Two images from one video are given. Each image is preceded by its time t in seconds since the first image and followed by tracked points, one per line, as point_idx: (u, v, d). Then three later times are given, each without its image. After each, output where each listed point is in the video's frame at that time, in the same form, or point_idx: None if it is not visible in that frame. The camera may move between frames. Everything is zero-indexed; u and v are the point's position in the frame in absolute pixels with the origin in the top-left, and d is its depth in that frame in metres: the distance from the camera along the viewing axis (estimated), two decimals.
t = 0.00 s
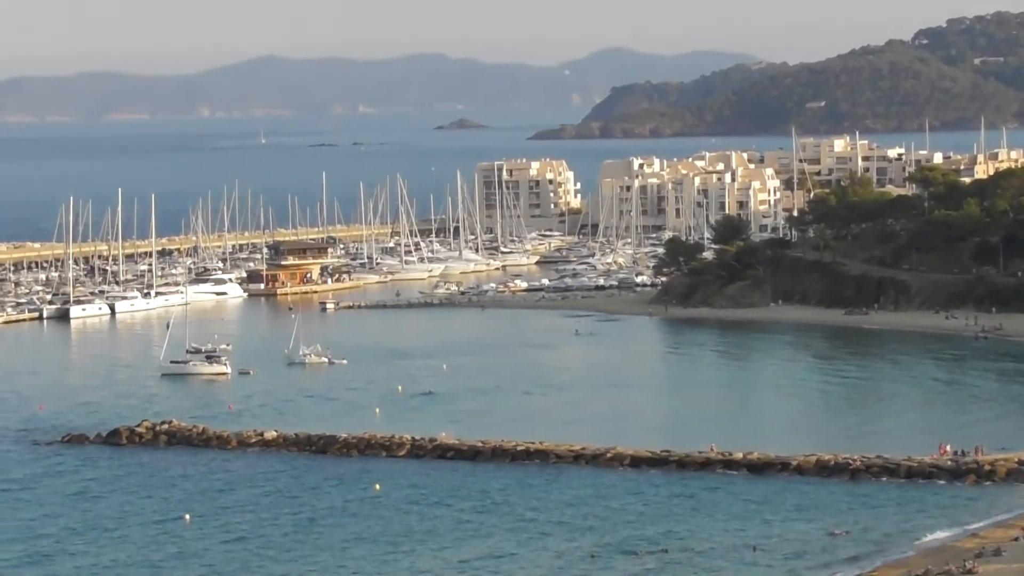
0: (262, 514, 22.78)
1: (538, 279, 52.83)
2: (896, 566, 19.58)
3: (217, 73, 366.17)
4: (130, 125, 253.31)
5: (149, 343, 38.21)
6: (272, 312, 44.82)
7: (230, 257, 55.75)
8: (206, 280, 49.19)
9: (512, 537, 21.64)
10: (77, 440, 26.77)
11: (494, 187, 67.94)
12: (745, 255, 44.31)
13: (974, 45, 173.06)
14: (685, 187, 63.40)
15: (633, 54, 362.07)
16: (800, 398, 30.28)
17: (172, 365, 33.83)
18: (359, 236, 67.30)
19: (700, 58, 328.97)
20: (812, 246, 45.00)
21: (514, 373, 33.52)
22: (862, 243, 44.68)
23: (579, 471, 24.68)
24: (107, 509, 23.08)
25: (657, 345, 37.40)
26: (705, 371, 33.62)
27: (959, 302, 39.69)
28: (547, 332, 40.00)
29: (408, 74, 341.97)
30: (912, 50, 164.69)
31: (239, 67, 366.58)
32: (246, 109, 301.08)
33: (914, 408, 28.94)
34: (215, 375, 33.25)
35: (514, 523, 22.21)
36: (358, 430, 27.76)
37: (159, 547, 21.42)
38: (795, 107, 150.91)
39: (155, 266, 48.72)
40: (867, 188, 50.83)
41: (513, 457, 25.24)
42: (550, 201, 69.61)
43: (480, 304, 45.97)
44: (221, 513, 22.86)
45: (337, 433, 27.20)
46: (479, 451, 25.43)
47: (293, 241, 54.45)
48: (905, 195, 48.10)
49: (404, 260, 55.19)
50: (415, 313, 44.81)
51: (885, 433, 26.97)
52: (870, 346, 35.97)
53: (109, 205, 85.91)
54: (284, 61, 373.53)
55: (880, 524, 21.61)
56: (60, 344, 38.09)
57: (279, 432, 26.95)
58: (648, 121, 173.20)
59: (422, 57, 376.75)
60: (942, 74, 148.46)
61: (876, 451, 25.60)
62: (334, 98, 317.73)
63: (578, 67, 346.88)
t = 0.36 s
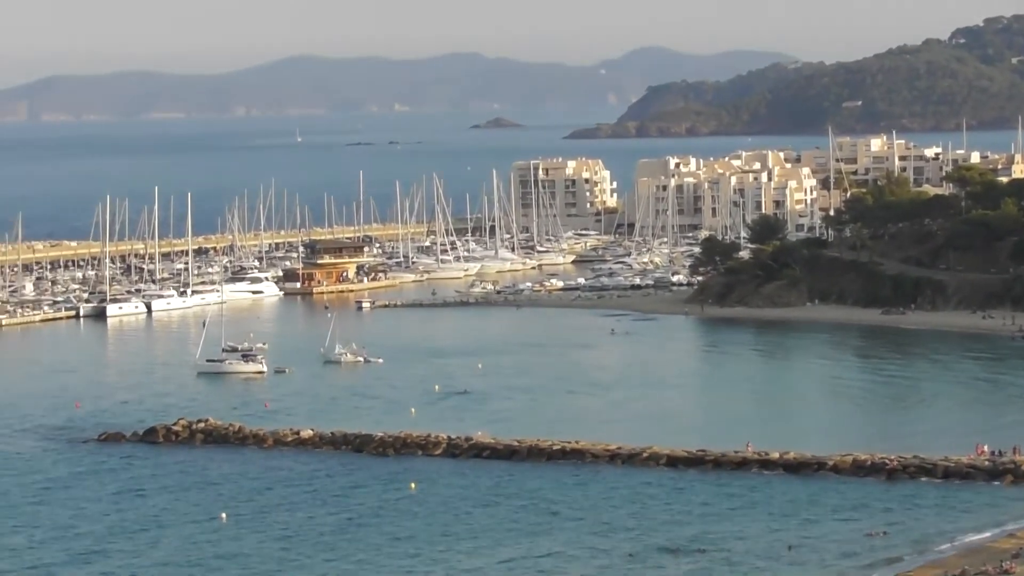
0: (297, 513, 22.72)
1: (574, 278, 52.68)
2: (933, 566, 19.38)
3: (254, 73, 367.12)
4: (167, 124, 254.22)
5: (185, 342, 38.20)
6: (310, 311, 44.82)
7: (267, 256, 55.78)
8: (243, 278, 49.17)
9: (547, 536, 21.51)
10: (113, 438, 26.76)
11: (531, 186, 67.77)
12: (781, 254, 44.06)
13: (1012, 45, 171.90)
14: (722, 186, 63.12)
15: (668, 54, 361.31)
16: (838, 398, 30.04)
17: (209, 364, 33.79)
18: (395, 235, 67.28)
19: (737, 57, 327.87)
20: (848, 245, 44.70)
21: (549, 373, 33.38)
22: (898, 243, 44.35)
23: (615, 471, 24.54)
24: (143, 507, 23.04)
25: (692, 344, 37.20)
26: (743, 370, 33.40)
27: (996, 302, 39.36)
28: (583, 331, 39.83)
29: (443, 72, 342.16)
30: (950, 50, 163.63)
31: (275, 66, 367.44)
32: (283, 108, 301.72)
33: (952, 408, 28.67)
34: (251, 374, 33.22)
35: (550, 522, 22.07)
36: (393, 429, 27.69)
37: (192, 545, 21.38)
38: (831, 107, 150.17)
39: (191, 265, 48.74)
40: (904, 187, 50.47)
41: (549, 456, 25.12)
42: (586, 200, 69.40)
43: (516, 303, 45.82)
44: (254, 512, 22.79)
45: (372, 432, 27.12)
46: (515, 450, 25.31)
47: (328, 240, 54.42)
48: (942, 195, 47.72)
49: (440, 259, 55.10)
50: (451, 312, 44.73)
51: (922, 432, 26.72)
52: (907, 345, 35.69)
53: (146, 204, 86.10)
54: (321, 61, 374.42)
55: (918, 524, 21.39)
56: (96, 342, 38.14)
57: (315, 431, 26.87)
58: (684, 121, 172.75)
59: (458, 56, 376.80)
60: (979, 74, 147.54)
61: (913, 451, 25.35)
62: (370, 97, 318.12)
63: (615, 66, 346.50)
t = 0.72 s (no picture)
0: (333, 512, 22.65)
1: (612, 278, 52.50)
2: (972, 567, 19.20)
3: (293, 73, 368.08)
4: (207, 124, 255.17)
5: (224, 342, 38.23)
6: (348, 311, 44.77)
7: (305, 256, 55.79)
8: (281, 277, 49.17)
9: (584, 536, 21.36)
10: (151, 438, 26.72)
11: (569, 186, 67.60)
12: (820, 254, 43.76)
13: None
14: (760, 187, 62.77)
15: (707, 54, 360.27)
16: (878, 399, 29.77)
17: (247, 363, 33.76)
18: (433, 235, 67.22)
19: (775, 56, 326.67)
20: (886, 246, 44.33)
21: (588, 373, 33.21)
22: (938, 244, 43.96)
23: (653, 471, 24.37)
24: (181, 506, 22.99)
25: (731, 345, 36.97)
26: (782, 370, 33.17)
27: None
28: (622, 331, 39.66)
29: (481, 71, 342.23)
30: (990, 49, 162.50)
31: (315, 66, 368.30)
32: (321, 107, 302.24)
33: (992, 408, 28.38)
34: (289, 374, 33.17)
35: (585, 523, 21.95)
36: (431, 429, 27.59)
37: (229, 543, 21.34)
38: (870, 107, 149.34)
39: (229, 264, 48.75)
40: (944, 188, 50.03)
41: (587, 457, 24.96)
42: (624, 200, 69.16)
43: (554, 303, 45.67)
44: (291, 511, 22.72)
45: (410, 432, 27.01)
46: (553, 450, 25.16)
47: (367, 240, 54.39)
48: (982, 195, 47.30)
49: (478, 259, 54.98)
50: (489, 312, 44.59)
51: (962, 433, 26.45)
52: (947, 345, 35.39)
53: (186, 203, 86.33)
54: (360, 61, 375.04)
55: (957, 525, 21.19)
56: (135, 342, 38.19)
57: (353, 431, 26.78)
58: (723, 121, 172.19)
59: (496, 55, 376.64)
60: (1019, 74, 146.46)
61: (952, 452, 25.11)
62: (409, 97, 318.38)
63: (653, 66, 345.75)
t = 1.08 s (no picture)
0: (372, 510, 22.57)
1: (653, 276, 52.26)
2: (1014, 568, 18.99)
3: (334, 72, 368.84)
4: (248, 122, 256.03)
5: (264, 340, 38.21)
6: (388, 309, 44.70)
7: (346, 254, 55.77)
8: (321, 276, 49.14)
9: (623, 535, 21.21)
10: (192, 436, 26.68)
11: (610, 185, 67.39)
12: (861, 254, 43.42)
13: None
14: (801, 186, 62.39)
15: (748, 53, 359.00)
16: (919, 398, 29.50)
17: (288, 361, 33.70)
18: (473, 233, 67.11)
19: (817, 55, 325.31)
20: (928, 244, 43.92)
21: (629, 372, 33.01)
22: (980, 243, 43.53)
23: (693, 470, 24.19)
24: (221, 504, 22.94)
25: (773, 344, 36.70)
26: (824, 369, 32.91)
27: None
28: (663, 330, 39.45)
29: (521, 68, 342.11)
30: None
31: (356, 64, 368.96)
32: (362, 106, 302.70)
33: None
34: (330, 372, 33.11)
35: (625, 521, 21.79)
36: (471, 428, 27.46)
37: (269, 541, 21.30)
38: (911, 106, 148.45)
39: (270, 262, 48.77)
40: (986, 186, 49.59)
41: (627, 456, 24.78)
42: (666, 199, 68.86)
43: (595, 302, 45.50)
44: (331, 509, 22.64)
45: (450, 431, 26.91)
46: (593, 449, 25.00)
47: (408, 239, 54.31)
48: None
49: (519, 258, 54.82)
50: (530, 310, 44.43)
51: (1004, 433, 26.15)
52: (990, 345, 35.07)
53: (227, 202, 86.52)
54: (401, 59, 375.50)
55: (999, 524, 20.97)
56: (177, 340, 38.19)
57: (393, 429, 26.69)
58: (764, 120, 171.54)
59: (536, 53, 376.43)
60: None
61: (994, 451, 24.85)
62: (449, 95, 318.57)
63: (693, 65, 344.96)
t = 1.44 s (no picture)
0: (403, 512, 22.47)
1: (686, 278, 52.05)
2: None
3: (367, 73, 369.55)
4: (282, 123, 256.76)
5: (297, 341, 38.18)
6: (421, 311, 44.61)
7: (379, 255, 55.72)
8: (354, 277, 49.10)
9: (655, 537, 21.05)
10: (225, 437, 26.62)
11: (643, 186, 67.18)
12: (894, 255, 43.08)
13: None
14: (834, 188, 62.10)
15: (782, 54, 357.83)
16: (951, 400, 29.23)
17: (321, 363, 33.64)
18: (506, 234, 67.03)
19: (852, 57, 323.92)
20: (962, 247, 43.57)
21: (662, 373, 32.83)
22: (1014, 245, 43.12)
23: (726, 472, 24.00)
24: (253, 504, 22.87)
25: (807, 345, 36.45)
26: (858, 371, 32.67)
27: None
28: (697, 332, 39.26)
29: (555, 70, 341.89)
30: None
31: (389, 65, 369.53)
32: (396, 107, 302.98)
33: None
34: (362, 373, 33.03)
35: (658, 522, 21.64)
36: (503, 429, 27.32)
37: (300, 541, 21.22)
38: (947, 108, 147.50)
39: (304, 263, 48.79)
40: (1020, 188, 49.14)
41: (660, 457, 24.60)
42: (699, 200, 68.61)
43: (628, 303, 45.36)
44: (363, 510, 22.56)
45: (481, 432, 26.80)
46: (626, 451, 24.83)
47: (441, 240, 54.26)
48: None
49: (552, 259, 54.70)
50: (562, 312, 44.25)
51: None
52: None
53: (261, 203, 86.70)
54: (434, 62, 375.84)
55: None
56: (210, 341, 38.21)
57: (426, 430, 26.59)
58: (798, 122, 170.79)
59: (571, 54, 376.27)
60: None
61: None
62: (483, 96, 318.52)
63: (727, 66, 344.00)
